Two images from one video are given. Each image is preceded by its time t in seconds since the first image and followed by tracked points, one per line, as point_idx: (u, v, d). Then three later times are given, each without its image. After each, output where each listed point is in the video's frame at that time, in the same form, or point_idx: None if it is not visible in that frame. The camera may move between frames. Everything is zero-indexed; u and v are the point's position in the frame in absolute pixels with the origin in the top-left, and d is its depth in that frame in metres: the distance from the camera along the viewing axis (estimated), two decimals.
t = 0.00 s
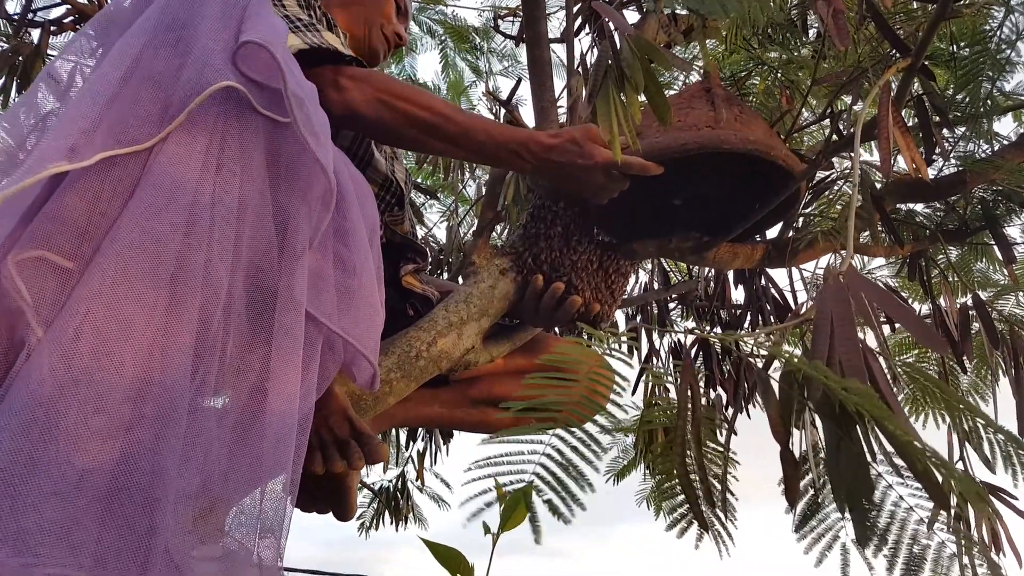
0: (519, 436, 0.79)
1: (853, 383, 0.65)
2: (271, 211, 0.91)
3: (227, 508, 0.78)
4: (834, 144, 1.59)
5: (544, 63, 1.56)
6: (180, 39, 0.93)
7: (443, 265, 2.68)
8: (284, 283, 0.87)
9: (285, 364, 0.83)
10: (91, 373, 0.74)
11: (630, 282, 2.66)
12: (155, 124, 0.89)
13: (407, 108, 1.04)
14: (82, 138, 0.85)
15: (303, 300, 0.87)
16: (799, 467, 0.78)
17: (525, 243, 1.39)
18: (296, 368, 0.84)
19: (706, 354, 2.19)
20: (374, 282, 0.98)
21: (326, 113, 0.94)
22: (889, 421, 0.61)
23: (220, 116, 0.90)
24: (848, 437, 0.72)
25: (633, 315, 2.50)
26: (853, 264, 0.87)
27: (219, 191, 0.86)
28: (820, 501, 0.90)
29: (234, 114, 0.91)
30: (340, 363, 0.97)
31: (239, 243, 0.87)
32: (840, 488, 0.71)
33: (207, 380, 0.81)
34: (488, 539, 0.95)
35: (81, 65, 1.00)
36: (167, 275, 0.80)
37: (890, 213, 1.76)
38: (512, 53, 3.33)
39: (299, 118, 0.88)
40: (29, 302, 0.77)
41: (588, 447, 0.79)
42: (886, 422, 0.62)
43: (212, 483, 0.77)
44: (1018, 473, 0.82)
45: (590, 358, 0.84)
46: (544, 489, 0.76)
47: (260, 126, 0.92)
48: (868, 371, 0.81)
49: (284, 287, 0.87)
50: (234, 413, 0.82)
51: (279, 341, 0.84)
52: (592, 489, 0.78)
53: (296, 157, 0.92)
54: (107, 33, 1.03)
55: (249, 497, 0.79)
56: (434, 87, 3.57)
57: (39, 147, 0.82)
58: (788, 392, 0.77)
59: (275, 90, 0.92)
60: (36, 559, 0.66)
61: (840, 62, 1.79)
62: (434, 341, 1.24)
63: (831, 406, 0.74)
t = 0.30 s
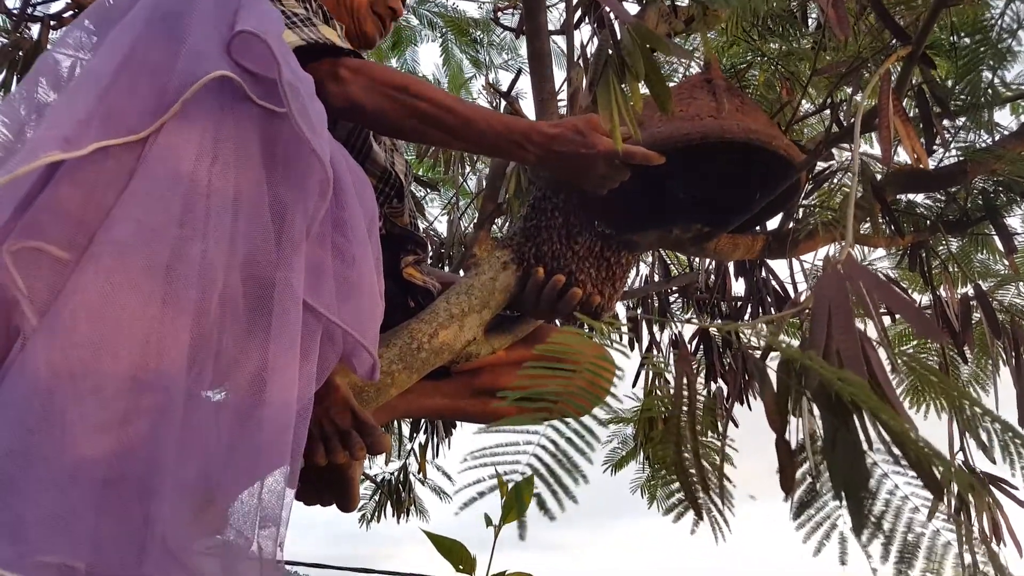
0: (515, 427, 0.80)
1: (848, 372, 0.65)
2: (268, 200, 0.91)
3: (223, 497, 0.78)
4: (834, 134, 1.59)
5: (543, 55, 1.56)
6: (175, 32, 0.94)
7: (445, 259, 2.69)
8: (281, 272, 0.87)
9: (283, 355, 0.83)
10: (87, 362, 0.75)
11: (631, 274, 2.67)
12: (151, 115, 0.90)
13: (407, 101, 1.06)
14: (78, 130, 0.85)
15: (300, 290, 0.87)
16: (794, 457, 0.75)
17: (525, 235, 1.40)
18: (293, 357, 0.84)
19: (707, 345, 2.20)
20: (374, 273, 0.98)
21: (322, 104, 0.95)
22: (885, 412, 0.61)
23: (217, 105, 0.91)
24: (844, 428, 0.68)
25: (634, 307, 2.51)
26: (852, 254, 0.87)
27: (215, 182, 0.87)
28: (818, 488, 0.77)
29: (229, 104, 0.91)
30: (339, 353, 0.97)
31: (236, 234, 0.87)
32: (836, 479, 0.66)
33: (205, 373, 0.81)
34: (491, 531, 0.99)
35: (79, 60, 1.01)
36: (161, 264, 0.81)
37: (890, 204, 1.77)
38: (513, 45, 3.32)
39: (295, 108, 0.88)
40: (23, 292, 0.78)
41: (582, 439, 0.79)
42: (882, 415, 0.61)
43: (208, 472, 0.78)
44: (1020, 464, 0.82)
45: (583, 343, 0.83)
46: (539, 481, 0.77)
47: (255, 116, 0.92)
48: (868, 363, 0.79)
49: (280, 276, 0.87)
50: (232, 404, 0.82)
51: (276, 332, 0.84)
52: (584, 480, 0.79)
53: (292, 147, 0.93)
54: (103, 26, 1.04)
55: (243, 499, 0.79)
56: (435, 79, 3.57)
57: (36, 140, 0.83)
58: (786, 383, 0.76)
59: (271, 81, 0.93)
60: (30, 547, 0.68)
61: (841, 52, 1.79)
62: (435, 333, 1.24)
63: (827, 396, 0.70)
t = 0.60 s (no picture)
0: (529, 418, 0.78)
1: (859, 356, 0.64)
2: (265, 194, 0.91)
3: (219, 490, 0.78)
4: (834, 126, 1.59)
5: (542, 47, 1.56)
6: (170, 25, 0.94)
7: (445, 254, 2.69)
8: (278, 265, 0.87)
9: (281, 349, 0.83)
10: (82, 354, 0.75)
11: (632, 269, 2.67)
12: (146, 107, 0.89)
13: (406, 98, 1.05)
14: (73, 122, 0.85)
15: (297, 284, 0.87)
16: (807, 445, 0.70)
17: (525, 228, 1.39)
18: (290, 351, 0.84)
19: (708, 338, 2.20)
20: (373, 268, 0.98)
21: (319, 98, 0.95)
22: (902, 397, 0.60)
23: (212, 97, 0.90)
24: (855, 414, 0.66)
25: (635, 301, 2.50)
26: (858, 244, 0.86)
27: (210, 174, 0.87)
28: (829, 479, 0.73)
29: (225, 96, 0.91)
30: (338, 347, 0.96)
31: (232, 226, 0.87)
32: (849, 466, 0.64)
33: (201, 365, 0.81)
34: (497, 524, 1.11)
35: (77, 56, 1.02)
36: (156, 257, 0.81)
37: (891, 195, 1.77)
38: (513, 39, 3.32)
39: (292, 102, 0.88)
40: (18, 286, 0.78)
41: (600, 428, 0.76)
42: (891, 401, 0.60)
43: (205, 465, 0.78)
44: None
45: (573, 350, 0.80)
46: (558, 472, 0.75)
47: (251, 109, 0.92)
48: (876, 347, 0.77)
49: (278, 269, 0.87)
50: (229, 397, 0.82)
51: (274, 326, 0.85)
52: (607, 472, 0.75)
53: (289, 140, 0.92)
54: (100, 19, 1.04)
55: (243, 494, 0.79)
56: (434, 74, 3.56)
57: (31, 132, 0.83)
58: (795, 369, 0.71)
59: (267, 74, 0.93)
60: (23, 541, 0.68)
61: (840, 43, 1.78)
62: (436, 327, 1.24)
63: (837, 382, 0.67)
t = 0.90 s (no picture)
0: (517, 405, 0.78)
1: (849, 349, 0.63)
2: (264, 188, 0.91)
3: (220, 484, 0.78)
4: (834, 118, 1.58)
5: (542, 39, 1.55)
6: (166, 17, 0.94)
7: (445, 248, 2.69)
8: (278, 258, 0.87)
9: (280, 340, 0.83)
10: (80, 347, 0.75)
11: (631, 262, 2.66)
12: (143, 99, 0.89)
13: (398, 100, 1.08)
14: (69, 114, 0.85)
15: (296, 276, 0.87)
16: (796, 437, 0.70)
17: (524, 222, 1.39)
18: (290, 344, 0.84)
19: (708, 331, 2.20)
20: (373, 261, 0.98)
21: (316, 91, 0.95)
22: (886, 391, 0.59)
23: (209, 89, 0.90)
24: (846, 409, 0.65)
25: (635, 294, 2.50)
26: (855, 237, 0.85)
27: (208, 166, 0.86)
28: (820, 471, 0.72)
29: (222, 88, 0.91)
30: (338, 341, 0.96)
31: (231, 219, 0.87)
32: (836, 456, 0.64)
33: (201, 357, 0.80)
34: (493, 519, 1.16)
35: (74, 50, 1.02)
36: (155, 249, 0.81)
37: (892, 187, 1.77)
38: (512, 33, 3.30)
39: (289, 95, 0.88)
40: (15, 279, 0.77)
41: (582, 417, 0.78)
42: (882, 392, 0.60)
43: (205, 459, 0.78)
44: None
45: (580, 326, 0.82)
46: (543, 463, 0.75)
47: (249, 101, 0.92)
48: (870, 344, 0.75)
49: (278, 262, 0.87)
50: (230, 390, 0.82)
51: (274, 318, 0.85)
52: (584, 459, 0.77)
53: (288, 133, 0.92)
54: (97, 11, 1.03)
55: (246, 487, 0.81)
56: (433, 68, 3.56)
57: (27, 124, 0.83)
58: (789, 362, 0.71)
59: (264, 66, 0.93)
60: (23, 535, 0.67)
61: (842, 34, 1.77)
62: (435, 321, 1.24)
63: (828, 374, 0.67)
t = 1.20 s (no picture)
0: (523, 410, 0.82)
1: (857, 347, 0.62)
2: (259, 181, 0.90)
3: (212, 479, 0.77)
4: (836, 113, 1.58)
5: (542, 33, 1.54)
6: (161, 11, 0.94)
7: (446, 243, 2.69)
8: (273, 252, 0.87)
9: (274, 334, 0.83)
10: (71, 342, 0.74)
11: (633, 257, 2.66)
12: (137, 93, 0.89)
13: (398, 98, 1.08)
14: (62, 108, 0.85)
15: (291, 270, 0.86)
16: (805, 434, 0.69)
17: (524, 217, 1.38)
18: (285, 338, 0.83)
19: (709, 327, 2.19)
20: (370, 256, 0.97)
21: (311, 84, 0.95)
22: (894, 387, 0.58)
23: (203, 82, 0.89)
24: (855, 404, 0.64)
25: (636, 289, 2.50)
26: (858, 231, 0.85)
27: (201, 161, 0.86)
28: (826, 468, 0.71)
29: (216, 81, 0.90)
30: (335, 336, 0.96)
31: (224, 214, 0.86)
32: (846, 455, 0.63)
33: (192, 352, 0.80)
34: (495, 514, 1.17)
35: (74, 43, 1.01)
36: (147, 243, 0.80)
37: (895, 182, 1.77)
38: (514, 27, 3.29)
39: (283, 88, 0.88)
40: (6, 273, 0.77)
41: (591, 419, 0.81)
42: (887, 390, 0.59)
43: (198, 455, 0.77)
44: None
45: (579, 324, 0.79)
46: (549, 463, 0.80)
47: (243, 95, 0.91)
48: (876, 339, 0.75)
49: (272, 257, 0.86)
50: (223, 385, 0.81)
51: (268, 311, 0.84)
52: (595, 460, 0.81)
53: (283, 126, 0.92)
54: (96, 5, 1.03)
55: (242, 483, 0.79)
56: (434, 63, 3.54)
57: (19, 116, 0.82)
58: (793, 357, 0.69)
59: (259, 60, 0.93)
60: (13, 529, 0.67)
61: (844, 28, 1.76)
62: (436, 317, 1.23)
63: (836, 370, 0.66)
